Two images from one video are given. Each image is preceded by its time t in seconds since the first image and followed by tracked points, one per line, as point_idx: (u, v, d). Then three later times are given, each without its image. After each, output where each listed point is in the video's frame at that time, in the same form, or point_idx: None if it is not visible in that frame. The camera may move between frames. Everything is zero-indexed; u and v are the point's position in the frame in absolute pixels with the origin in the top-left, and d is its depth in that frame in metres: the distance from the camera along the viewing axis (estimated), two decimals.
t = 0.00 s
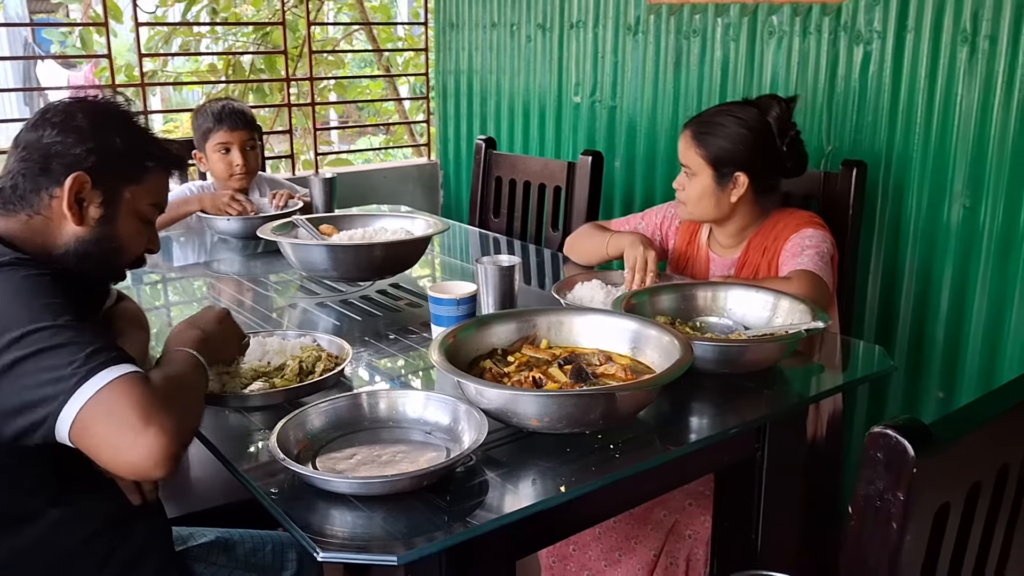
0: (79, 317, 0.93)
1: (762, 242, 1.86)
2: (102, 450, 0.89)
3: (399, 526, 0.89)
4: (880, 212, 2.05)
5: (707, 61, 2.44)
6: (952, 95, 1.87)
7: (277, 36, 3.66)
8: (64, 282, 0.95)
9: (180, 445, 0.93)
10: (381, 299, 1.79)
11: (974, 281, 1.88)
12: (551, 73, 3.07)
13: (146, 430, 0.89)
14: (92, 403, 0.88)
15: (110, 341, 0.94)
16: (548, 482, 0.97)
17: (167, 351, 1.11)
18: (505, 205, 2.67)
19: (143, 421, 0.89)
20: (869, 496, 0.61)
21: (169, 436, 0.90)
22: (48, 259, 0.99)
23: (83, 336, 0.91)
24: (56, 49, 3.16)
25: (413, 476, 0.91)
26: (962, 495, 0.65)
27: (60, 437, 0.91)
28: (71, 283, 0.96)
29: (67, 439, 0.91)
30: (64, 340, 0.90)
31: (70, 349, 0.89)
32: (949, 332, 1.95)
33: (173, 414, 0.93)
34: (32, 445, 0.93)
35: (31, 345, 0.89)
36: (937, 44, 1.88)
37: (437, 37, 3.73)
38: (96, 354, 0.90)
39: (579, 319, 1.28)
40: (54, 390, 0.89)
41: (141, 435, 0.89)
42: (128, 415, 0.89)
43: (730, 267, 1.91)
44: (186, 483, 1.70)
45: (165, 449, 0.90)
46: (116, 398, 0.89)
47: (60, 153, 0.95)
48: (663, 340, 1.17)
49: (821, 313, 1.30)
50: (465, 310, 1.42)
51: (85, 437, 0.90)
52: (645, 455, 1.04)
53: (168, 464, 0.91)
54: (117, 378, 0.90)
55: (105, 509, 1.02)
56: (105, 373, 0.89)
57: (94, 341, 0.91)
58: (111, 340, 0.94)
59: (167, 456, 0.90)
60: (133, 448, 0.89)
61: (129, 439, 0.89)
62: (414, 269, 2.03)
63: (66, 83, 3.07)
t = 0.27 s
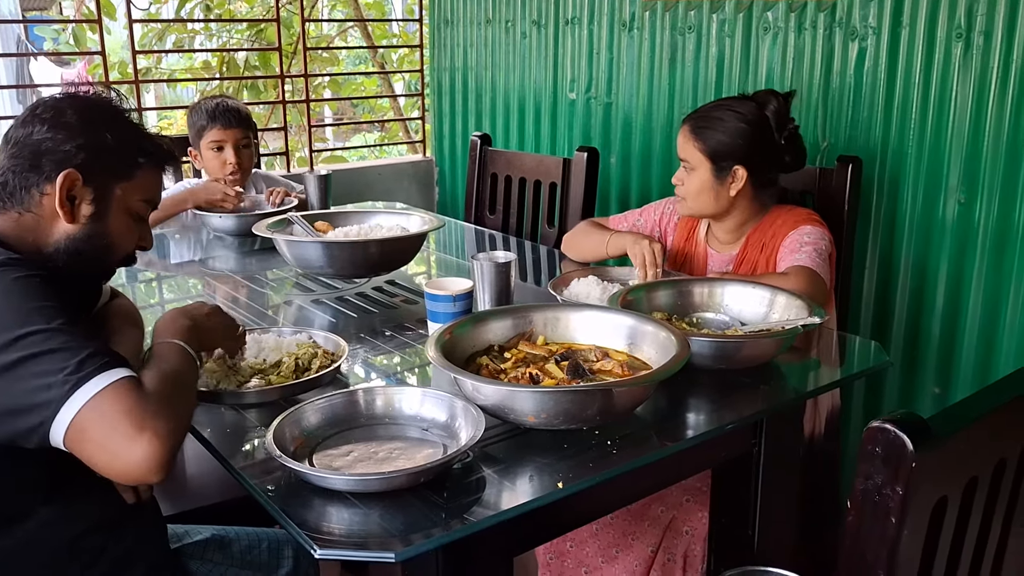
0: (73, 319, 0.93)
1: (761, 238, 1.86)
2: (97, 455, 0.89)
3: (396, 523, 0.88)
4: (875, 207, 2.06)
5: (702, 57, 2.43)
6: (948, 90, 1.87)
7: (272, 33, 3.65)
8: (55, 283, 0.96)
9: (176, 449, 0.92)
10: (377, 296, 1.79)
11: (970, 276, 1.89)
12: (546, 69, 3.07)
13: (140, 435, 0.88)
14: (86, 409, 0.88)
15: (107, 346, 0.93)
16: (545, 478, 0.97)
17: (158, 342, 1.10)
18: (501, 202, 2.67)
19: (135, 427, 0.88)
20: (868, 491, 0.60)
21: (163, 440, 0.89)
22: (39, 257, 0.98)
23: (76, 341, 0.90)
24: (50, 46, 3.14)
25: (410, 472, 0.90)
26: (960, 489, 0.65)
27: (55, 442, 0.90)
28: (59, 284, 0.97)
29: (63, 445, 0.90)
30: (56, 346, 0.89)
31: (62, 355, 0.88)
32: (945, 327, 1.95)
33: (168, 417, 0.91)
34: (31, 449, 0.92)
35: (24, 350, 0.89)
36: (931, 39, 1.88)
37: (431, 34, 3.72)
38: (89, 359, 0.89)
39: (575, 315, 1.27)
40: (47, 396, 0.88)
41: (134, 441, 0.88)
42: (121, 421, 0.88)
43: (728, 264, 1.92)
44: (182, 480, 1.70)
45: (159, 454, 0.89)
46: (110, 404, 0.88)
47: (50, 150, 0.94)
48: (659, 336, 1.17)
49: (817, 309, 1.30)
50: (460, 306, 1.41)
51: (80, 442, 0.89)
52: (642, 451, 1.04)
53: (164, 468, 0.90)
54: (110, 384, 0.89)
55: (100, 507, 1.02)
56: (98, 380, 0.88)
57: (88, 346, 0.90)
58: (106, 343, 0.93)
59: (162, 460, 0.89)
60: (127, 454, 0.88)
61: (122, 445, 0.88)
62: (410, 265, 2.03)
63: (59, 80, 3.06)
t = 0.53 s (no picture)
0: (55, 315, 0.92)
1: (755, 233, 1.86)
2: (67, 457, 0.88)
3: (389, 518, 0.88)
4: (868, 202, 2.06)
5: (695, 52, 2.43)
6: (940, 84, 1.87)
7: (263, 29, 3.63)
8: (41, 281, 0.95)
9: (147, 450, 0.91)
10: (370, 292, 1.78)
11: (962, 269, 1.89)
12: (539, 64, 3.06)
13: (109, 438, 0.87)
14: (54, 411, 0.87)
15: (82, 342, 0.92)
16: (538, 473, 0.97)
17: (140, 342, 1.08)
18: (494, 197, 2.66)
19: (104, 429, 0.87)
20: (861, 484, 0.60)
21: (133, 443, 0.88)
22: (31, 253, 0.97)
23: (49, 338, 0.89)
24: (40, 42, 3.12)
25: (402, 468, 0.90)
26: (953, 481, 0.65)
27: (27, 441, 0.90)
28: (46, 281, 0.96)
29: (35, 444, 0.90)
30: (28, 344, 0.88)
31: (33, 353, 0.88)
32: (938, 321, 1.96)
33: (141, 419, 0.90)
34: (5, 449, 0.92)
35: None
36: (924, 33, 1.88)
37: (424, 30, 3.69)
38: (60, 359, 0.88)
39: (568, 310, 1.27)
40: (17, 395, 0.87)
41: (104, 444, 0.87)
42: (90, 424, 0.87)
43: (721, 259, 1.92)
44: (175, 478, 1.69)
45: (129, 457, 0.88)
46: (79, 406, 0.87)
47: (41, 144, 0.93)
48: (653, 330, 1.17)
49: (810, 303, 1.30)
50: (454, 301, 1.41)
51: (50, 443, 0.89)
52: (635, 446, 1.03)
53: (134, 470, 0.89)
54: (81, 385, 0.88)
55: (91, 504, 1.01)
56: (67, 380, 0.87)
57: (60, 345, 0.89)
58: (80, 341, 0.92)
59: (132, 463, 0.89)
60: (96, 456, 0.87)
61: (92, 447, 0.87)
62: (403, 261, 2.02)
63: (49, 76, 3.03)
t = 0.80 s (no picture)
0: (56, 317, 0.91)
1: (752, 227, 1.86)
2: (83, 457, 0.88)
3: (388, 513, 0.88)
4: (865, 195, 2.06)
5: (691, 45, 2.43)
6: (937, 76, 1.87)
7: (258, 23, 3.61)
8: (37, 279, 0.94)
9: (161, 451, 0.91)
10: (367, 287, 1.78)
11: (960, 263, 1.90)
12: (535, 58, 3.05)
13: (125, 438, 0.87)
14: (70, 411, 0.86)
15: (90, 344, 0.92)
16: (538, 467, 0.97)
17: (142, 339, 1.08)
18: (490, 191, 2.66)
19: (120, 430, 0.87)
20: (865, 476, 0.60)
21: (149, 443, 0.88)
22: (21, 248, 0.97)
23: (57, 341, 0.89)
24: (33, 36, 3.09)
25: (402, 462, 0.90)
26: (956, 474, 0.65)
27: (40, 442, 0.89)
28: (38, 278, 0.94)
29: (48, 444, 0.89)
30: (38, 345, 0.88)
31: (46, 355, 0.87)
32: (935, 315, 1.96)
33: (155, 419, 0.90)
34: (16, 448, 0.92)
35: (9, 348, 0.88)
36: (921, 26, 1.88)
37: (420, 23, 3.70)
38: (73, 360, 0.88)
39: (566, 304, 1.27)
40: (29, 396, 0.87)
41: (119, 444, 0.87)
42: (106, 424, 0.86)
43: (719, 253, 1.92)
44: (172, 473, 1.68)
45: (145, 457, 0.88)
46: (95, 406, 0.87)
47: (31, 139, 0.92)
48: (652, 324, 1.17)
49: (809, 296, 1.30)
50: (451, 295, 1.40)
51: (65, 443, 0.88)
52: (635, 439, 1.03)
53: (150, 469, 0.89)
54: (96, 385, 0.87)
55: (88, 500, 1.01)
56: (82, 381, 0.87)
57: (71, 347, 0.89)
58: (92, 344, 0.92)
59: (147, 463, 0.88)
60: (112, 457, 0.87)
61: (107, 447, 0.87)
62: (399, 256, 2.02)
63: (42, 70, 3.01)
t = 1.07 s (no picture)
0: (47, 307, 0.91)
1: (749, 222, 1.86)
2: (69, 443, 0.87)
3: (385, 508, 0.88)
4: (861, 189, 2.06)
5: (687, 39, 2.42)
6: (933, 71, 1.87)
7: (252, 17, 3.59)
8: (34, 273, 0.94)
9: (150, 439, 0.90)
10: (363, 282, 1.77)
11: (955, 257, 1.90)
12: (530, 53, 3.05)
13: (115, 424, 0.86)
14: (57, 396, 0.86)
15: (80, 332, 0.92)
16: (535, 462, 0.96)
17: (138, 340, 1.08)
18: (486, 186, 2.65)
19: (111, 415, 0.86)
20: (862, 470, 0.60)
21: (138, 430, 0.88)
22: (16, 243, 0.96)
23: (51, 328, 0.89)
24: (25, 31, 3.07)
25: (399, 458, 0.90)
26: (953, 467, 0.65)
27: (26, 430, 0.88)
28: (34, 271, 0.95)
29: (33, 433, 0.88)
30: (30, 331, 0.87)
31: (37, 340, 0.87)
32: (930, 309, 1.97)
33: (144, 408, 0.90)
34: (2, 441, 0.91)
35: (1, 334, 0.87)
36: (917, 19, 1.88)
37: (414, 18, 3.69)
38: (63, 345, 0.88)
39: (563, 299, 1.27)
40: (20, 382, 0.86)
41: (109, 430, 0.86)
42: (95, 410, 0.86)
43: (716, 247, 1.92)
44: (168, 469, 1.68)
45: (134, 444, 0.87)
46: (83, 390, 0.86)
47: (29, 134, 0.92)
48: (648, 319, 1.16)
49: (805, 290, 1.30)
50: (448, 290, 1.40)
51: (51, 430, 0.87)
52: (631, 434, 1.03)
53: (137, 458, 0.89)
54: (85, 370, 0.87)
55: (83, 496, 1.00)
56: (71, 366, 0.87)
57: (62, 333, 0.89)
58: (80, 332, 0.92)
59: (135, 451, 0.88)
60: (101, 442, 0.86)
61: (96, 432, 0.86)
62: (395, 251, 2.01)
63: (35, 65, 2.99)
